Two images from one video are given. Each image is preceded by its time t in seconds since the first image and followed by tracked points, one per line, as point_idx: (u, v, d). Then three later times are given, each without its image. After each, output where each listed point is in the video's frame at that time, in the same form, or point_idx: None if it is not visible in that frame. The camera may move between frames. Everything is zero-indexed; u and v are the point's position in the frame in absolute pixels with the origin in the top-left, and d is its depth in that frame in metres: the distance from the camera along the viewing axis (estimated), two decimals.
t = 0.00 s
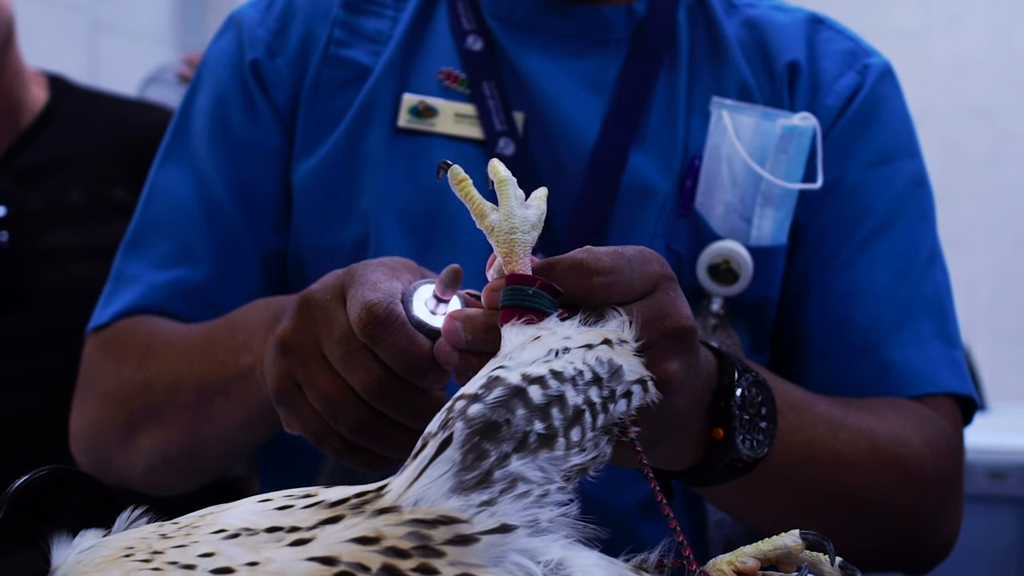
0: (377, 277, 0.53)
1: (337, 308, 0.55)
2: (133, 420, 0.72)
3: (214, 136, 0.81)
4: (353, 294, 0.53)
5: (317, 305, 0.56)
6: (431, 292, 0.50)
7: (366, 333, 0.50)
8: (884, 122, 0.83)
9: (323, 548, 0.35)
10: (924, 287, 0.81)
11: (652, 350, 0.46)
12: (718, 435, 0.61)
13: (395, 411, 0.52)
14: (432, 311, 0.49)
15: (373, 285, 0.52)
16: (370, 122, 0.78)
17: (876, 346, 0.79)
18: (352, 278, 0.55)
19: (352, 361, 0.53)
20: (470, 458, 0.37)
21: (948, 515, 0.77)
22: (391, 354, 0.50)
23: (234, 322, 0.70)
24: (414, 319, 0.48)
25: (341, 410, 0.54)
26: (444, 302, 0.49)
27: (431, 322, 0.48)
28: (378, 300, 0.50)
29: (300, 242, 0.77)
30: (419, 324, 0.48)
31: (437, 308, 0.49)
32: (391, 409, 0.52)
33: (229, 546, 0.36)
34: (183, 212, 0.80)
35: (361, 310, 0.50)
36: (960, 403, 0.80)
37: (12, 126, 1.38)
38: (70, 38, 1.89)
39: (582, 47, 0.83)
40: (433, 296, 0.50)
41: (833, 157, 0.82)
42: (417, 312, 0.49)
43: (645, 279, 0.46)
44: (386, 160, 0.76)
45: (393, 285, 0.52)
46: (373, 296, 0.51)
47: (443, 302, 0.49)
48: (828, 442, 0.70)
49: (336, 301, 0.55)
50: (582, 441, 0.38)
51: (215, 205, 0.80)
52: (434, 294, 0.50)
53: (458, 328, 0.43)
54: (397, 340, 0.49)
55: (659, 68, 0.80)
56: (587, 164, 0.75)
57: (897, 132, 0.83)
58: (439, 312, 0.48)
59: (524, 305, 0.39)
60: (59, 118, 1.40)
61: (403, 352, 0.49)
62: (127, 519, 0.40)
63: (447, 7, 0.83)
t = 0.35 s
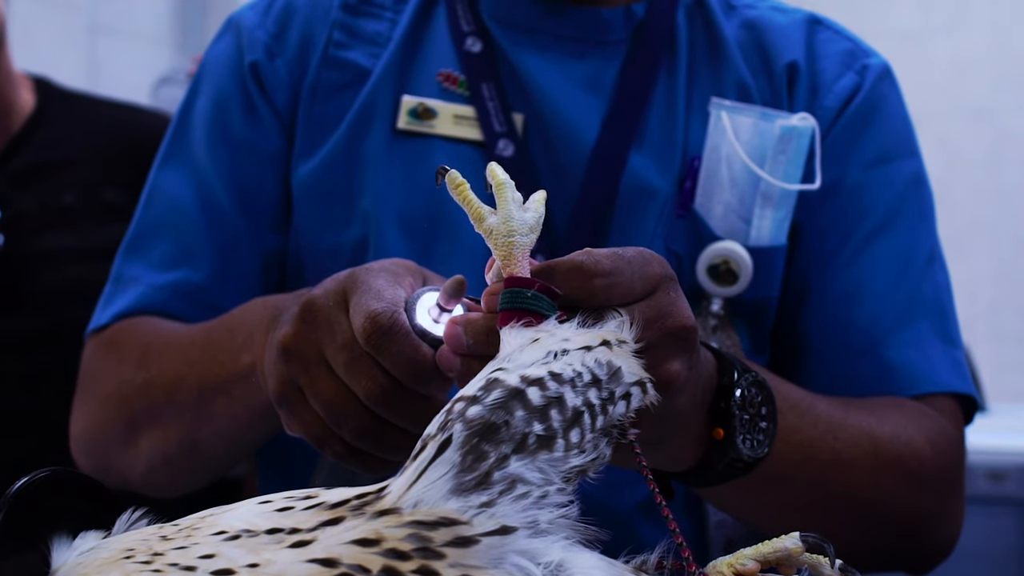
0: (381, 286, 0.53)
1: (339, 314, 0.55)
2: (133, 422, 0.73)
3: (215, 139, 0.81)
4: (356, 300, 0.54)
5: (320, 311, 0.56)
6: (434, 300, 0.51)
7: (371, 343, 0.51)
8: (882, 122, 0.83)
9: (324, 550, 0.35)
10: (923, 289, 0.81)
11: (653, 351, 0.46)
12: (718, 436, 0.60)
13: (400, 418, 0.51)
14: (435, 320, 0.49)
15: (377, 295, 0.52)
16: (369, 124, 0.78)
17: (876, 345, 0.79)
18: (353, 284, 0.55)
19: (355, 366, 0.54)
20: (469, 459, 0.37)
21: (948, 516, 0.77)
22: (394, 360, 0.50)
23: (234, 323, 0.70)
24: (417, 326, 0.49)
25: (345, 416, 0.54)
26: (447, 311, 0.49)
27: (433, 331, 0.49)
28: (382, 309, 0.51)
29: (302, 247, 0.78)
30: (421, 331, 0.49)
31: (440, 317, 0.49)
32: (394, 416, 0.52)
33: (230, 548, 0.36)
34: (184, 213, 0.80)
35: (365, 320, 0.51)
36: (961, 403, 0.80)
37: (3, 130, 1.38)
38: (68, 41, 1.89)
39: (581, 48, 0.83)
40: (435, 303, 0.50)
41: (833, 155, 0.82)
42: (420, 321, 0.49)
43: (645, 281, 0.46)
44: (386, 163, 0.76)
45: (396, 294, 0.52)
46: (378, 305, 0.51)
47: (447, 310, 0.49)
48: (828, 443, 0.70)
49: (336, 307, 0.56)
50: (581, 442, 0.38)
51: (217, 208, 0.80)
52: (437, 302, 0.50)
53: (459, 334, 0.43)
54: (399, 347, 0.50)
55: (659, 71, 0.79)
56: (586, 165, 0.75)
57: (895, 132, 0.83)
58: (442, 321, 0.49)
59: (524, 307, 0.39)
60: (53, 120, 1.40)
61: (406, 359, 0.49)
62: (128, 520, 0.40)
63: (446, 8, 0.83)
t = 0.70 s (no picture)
0: (384, 286, 0.53)
1: (344, 314, 0.55)
2: (138, 421, 0.73)
3: (219, 140, 0.81)
4: (360, 299, 0.54)
5: (324, 310, 0.56)
6: (438, 300, 0.51)
7: (375, 343, 0.50)
8: (885, 122, 0.83)
9: (328, 549, 0.35)
10: (926, 289, 0.80)
11: (655, 350, 0.46)
12: (720, 435, 0.60)
13: (403, 417, 0.52)
14: (439, 320, 0.50)
15: (380, 294, 0.52)
16: (372, 124, 0.78)
17: (878, 346, 0.79)
18: (358, 284, 0.55)
19: (358, 367, 0.53)
20: (472, 458, 0.37)
21: (952, 516, 0.77)
22: (398, 360, 0.50)
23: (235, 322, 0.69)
24: (421, 327, 0.49)
25: (353, 416, 0.54)
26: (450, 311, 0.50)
27: (438, 331, 0.49)
28: (387, 309, 0.51)
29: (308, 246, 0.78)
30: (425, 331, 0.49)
31: (444, 317, 0.50)
32: (397, 415, 0.52)
33: (234, 547, 0.36)
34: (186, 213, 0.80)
35: (369, 320, 0.51)
36: (965, 402, 0.80)
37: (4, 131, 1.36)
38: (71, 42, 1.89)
39: (584, 48, 0.83)
40: (439, 303, 0.51)
41: (835, 154, 0.82)
42: (424, 321, 0.49)
43: (647, 280, 0.46)
44: (389, 163, 0.76)
45: (400, 294, 0.52)
46: (382, 304, 0.51)
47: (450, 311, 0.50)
48: (831, 443, 0.69)
49: (340, 307, 0.55)
50: (584, 440, 0.38)
51: (220, 208, 0.80)
52: (440, 303, 0.51)
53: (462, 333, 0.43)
54: (404, 347, 0.49)
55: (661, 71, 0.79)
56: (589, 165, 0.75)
57: (897, 132, 0.83)
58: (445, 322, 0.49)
59: (525, 307, 0.39)
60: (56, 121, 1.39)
61: (411, 359, 0.49)
62: (131, 520, 0.40)
63: (448, 9, 0.82)
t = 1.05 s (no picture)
0: (386, 289, 0.53)
1: (347, 317, 0.55)
2: (143, 422, 0.73)
3: (223, 140, 0.81)
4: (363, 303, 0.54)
5: (327, 313, 0.56)
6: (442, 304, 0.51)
7: (378, 348, 0.50)
8: (887, 123, 0.83)
9: (333, 549, 0.35)
10: (928, 290, 0.80)
11: (659, 350, 0.46)
12: (720, 436, 0.59)
13: (406, 420, 0.52)
14: (442, 324, 0.50)
15: (382, 297, 0.52)
16: (375, 124, 0.78)
17: (880, 346, 0.79)
18: (361, 287, 0.55)
19: (360, 370, 0.53)
20: (475, 458, 0.37)
21: (953, 516, 0.77)
22: (401, 363, 0.50)
23: (238, 323, 0.70)
24: (425, 330, 0.49)
25: (353, 416, 0.54)
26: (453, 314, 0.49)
27: (440, 334, 0.49)
28: (390, 312, 0.51)
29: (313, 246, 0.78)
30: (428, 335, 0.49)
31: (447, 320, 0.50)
32: (400, 417, 0.52)
33: (239, 547, 0.36)
34: (190, 214, 0.80)
35: (372, 323, 0.51)
36: (967, 402, 0.80)
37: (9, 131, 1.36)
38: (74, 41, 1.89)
39: (586, 49, 0.83)
40: (442, 306, 0.51)
41: (837, 155, 0.82)
42: (428, 325, 0.49)
43: (648, 280, 0.46)
44: (392, 164, 0.76)
45: (402, 297, 0.52)
46: (384, 307, 0.51)
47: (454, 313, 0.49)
48: (832, 443, 0.70)
49: (342, 309, 0.55)
50: (586, 440, 0.39)
51: (224, 208, 0.80)
52: (443, 306, 0.51)
53: (465, 333, 0.43)
54: (407, 350, 0.50)
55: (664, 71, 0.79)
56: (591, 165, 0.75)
57: (899, 133, 0.83)
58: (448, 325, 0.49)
59: (526, 308, 0.39)
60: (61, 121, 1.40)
61: (414, 362, 0.49)
62: (136, 520, 0.41)
63: (451, 10, 0.83)
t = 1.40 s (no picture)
0: (391, 291, 0.54)
1: (350, 320, 0.55)
2: (147, 421, 0.73)
3: (227, 141, 0.82)
4: (366, 305, 0.54)
5: (331, 316, 0.56)
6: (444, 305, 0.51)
7: (381, 350, 0.51)
8: (888, 123, 0.83)
9: (337, 549, 0.35)
10: (930, 289, 0.80)
11: (661, 350, 0.46)
12: (721, 437, 0.60)
13: (410, 422, 0.52)
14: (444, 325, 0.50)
15: (386, 299, 0.53)
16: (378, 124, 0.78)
17: (882, 346, 0.79)
18: (364, 290, 0.55)
19: (365, 375, 0.54)
20: (477, 458, 0.37)
21: (956, 516, 0.77)
22: (404, 365, 0.50)
23: (241, 323, 0.70)
24: (428, 333, 0.49)
25: (353, 419, 0.54)
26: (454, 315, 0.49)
27: (443, 335, 0.49)
28: (393, 314, 0.51)
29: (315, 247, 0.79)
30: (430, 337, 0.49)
31: (449, 321, 0.49)
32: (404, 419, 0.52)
33: (244, 547, 0.36)
34: (194, 214, 0.81)
35: (375, 326, 0.51)
36: (968, 402, 0.80)
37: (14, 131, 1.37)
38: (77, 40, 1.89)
39: (590, 47, 0.83)
40: (445, 308, 0.51)
41: (839, 154, 0.82)
42: (431, 326, 0.49)
43: (651, 281, 0.46)
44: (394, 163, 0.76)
45: (407, 299, 0.53)
46: (388, 309, 0.52)
47: (455, 315, 0.49)
48: (834, 443, 0.70)
49: (346, 312, 0.56)
50: (589, 440, 0.38)
51: (227, 209, 0.81)
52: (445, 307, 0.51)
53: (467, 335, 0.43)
54: (409, 352, 0.50)
55: (666, 72, 0.79)
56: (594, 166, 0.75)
57: (900, 133, 0.83)
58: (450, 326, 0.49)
59: (528, 308, 0.39)
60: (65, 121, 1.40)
61: (416, 364, 0.49)
62: (139, 520, 0.41)
63: (454, 10, 0.83)
